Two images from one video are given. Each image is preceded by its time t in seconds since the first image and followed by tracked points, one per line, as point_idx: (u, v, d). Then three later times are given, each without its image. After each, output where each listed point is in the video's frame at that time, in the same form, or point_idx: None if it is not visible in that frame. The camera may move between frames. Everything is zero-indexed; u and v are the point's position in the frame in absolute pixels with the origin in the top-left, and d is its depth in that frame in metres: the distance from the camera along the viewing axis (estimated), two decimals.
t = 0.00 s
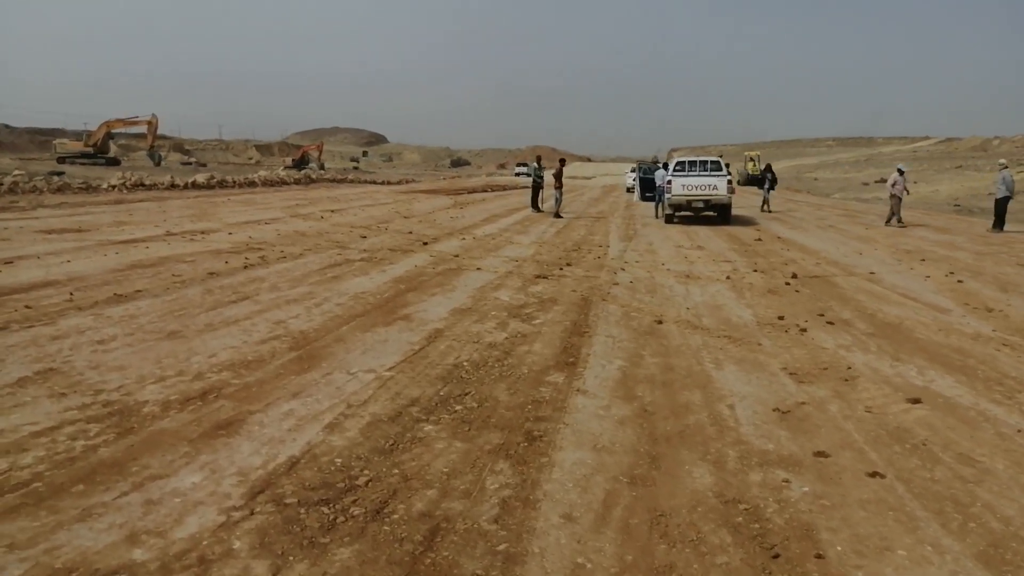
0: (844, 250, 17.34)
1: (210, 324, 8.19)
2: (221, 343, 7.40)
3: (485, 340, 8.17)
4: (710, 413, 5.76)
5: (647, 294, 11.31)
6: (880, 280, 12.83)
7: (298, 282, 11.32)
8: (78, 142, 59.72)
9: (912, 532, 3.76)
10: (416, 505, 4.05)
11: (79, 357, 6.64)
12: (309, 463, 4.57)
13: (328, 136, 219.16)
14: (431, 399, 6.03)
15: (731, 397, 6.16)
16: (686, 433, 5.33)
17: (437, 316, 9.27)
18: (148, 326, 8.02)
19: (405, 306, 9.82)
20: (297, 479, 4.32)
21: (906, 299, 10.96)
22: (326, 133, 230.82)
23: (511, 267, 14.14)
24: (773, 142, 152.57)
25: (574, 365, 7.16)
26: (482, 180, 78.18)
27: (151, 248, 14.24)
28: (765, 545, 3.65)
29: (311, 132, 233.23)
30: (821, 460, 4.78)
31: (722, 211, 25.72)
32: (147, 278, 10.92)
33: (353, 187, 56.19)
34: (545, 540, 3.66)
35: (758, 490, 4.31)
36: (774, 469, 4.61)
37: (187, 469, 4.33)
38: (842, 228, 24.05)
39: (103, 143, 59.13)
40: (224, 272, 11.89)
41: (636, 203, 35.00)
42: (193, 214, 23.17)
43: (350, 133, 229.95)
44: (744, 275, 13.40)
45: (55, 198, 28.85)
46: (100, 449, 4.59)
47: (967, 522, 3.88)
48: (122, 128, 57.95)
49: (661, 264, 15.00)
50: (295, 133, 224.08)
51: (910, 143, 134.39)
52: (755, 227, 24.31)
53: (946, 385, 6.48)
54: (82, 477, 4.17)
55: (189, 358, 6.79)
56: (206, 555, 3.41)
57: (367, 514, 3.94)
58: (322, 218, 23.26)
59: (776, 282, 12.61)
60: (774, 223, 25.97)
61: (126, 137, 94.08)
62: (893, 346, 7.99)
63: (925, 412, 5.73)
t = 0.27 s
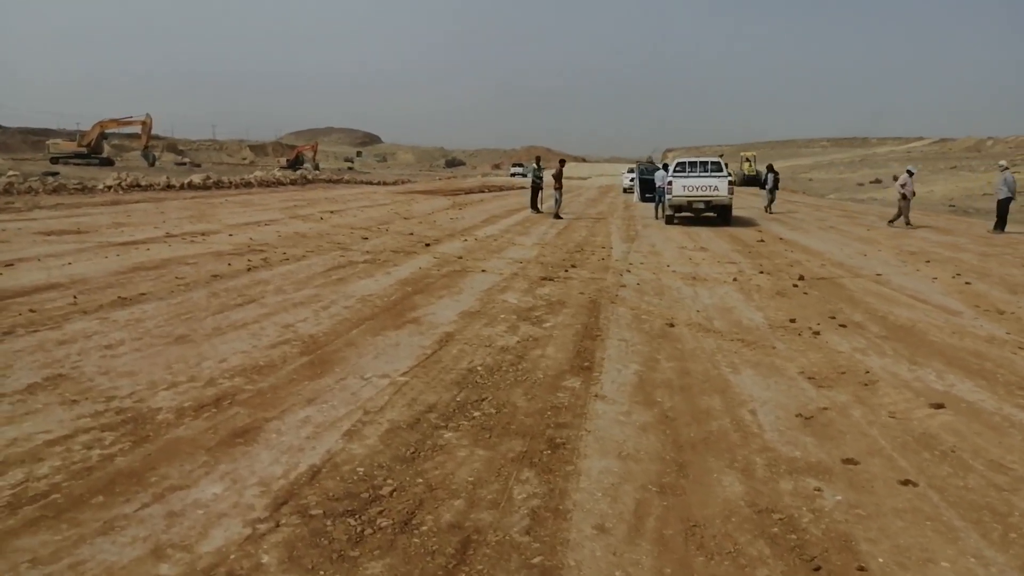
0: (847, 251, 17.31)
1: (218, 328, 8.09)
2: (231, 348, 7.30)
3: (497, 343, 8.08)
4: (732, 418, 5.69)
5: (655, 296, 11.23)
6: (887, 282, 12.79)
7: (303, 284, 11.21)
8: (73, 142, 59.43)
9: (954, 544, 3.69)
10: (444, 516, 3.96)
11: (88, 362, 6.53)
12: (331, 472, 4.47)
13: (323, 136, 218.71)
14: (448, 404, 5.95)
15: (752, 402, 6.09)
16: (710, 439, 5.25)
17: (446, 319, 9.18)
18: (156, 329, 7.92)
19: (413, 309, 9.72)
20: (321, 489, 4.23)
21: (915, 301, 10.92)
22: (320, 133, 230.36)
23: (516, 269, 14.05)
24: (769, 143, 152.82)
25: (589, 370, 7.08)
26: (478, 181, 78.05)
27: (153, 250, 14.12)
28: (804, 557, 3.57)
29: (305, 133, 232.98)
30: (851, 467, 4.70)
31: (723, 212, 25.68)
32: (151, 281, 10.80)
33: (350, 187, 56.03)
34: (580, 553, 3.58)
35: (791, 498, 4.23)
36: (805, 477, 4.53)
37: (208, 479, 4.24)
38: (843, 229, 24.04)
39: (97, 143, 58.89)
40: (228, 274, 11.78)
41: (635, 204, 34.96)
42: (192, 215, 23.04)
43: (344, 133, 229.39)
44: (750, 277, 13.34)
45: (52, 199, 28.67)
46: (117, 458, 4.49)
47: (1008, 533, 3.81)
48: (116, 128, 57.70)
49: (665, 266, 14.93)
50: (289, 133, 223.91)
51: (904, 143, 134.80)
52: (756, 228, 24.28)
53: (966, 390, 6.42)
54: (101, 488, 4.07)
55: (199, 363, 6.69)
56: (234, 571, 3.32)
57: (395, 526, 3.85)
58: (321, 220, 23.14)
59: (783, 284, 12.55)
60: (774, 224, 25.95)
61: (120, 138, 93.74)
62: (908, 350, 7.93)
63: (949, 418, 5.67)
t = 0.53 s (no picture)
0: (854, 251, 17.30)
1: (233, 329, 8.02)
2: (248, 349, 7.23)
3: (514, 344, 8.03)
4: (760, 419, 5.65)
5: (666, 296, 11.19)
6: (897, 282, 12.76)
7: (314, 284, 11.15)
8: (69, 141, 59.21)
9: (1001, 547, 3.65)
10: (483, 519, 3.91)
11: (106, 363, 6.46)
12: (363, 475, 4.42)
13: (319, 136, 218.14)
14: (472, 406, 5.90)
15: (777, 403, 6.05)
16: (740, 440, 5.21)
17: (461, 319, 9.13)
18: (170, 330, 7.85)
19: (426, 310, 9.66)
20: (355, 492, 4.18)
21: (927, 301, 10.90)
22: (317, 133, 230.00)
23: (524, 269, 14.00)
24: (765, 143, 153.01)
25: (610, 371, 7.04)
26: (476, 181, 77.95)
27: (159, 250, 14.04)
28: (852, 561, 3.53)
29: (301, 133, 232.69)
30: (886, 468, 4.66)
31: (726, 212, 25.66)
32: (160, 282, 10.72)
33: (349, 187, 55.92)
34: (625, 557, 3.53)
35: (830, 501, 4.19)
36: (841, 479, 4.49)
37: (240, 482, 4.18)
38: (846, 229, 24.03)
39: (94, 143, 58.70)
40: (237, 275, 11.70)
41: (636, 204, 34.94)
42: (195, 215, 22.95)
43: (341, 133, 229.09)
44: (760, 277, 13.31)
45: (51, 200, 28.52)
46: (146, 461, 4.43)
47: None
48: (113, 128, 57.49)
49: (673, 265, 14.89)
50: (285, 133, 223.59)
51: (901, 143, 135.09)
52: (759, 228, 24.26)
53: (991, 390, 6.39)
54: (132, 492, 4.00)
55: (218, 364, 6.63)
56: None
57: (434, 529, 3.80)
58: (324, 219, 23.07)
59: (794, 284, 12.52)
60: (777, 224, 25.94)
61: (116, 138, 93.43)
62: (928, 350, 7.90)
63: (978, 418, 5.63)
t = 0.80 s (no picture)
0: (853, 252, 17.34)
1: (242, 335, 7.94)
2: (259, 355, 7.16)
3: (525, 348, 7.99)
4: (781, 425, 5.62)
5: (672, 299, 11.18)
6: (900, 284, 12.79)
7: (318, 288, 11.07)
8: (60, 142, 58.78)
9: None
10: (516, 531, 3.86)
11: (118, 371, 6.38)
12: (390, 485, 4.37)
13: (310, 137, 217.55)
14: (490, 413, 5.85)
15: (797, 409, 6.02)
16: (764, 446, 5.18)
17: (469, 324, 9.08)
18: (179, 336, 7.77)
19: (434, 314, 9.61)
20: (384, 503, 4.13)
21: (932, 303, 10.92)
22: (308, 134, 229.23)
23: (527, 271, 13.96)
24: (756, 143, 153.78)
25: (626, 376, 6.99)
26: (468, 181, 77.88)
27: (158, 254, 13.93)
28: (892, 572, 3.50)
29: (292, 133, 231.99)
30: (914, 476, 4.64)
31: (723, 213, 25.69)
32: (163, 286, 10.62)
33: (342, 188, 55.74)
34: (664, 570, 3.50)
35: (863, 509, 4.16)
36: (870, 486, 4.47)
37: (267, 494, 4.12)
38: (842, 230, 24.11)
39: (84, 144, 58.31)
40: (240, 278, 11.61)
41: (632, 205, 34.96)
42: (191, 217, 22.82)
43: (332, 133, 228.45)
44: (763, 279, 13.32)
45: (44, 202, 28.30)
46: (169, 473, 4.36)
47: None
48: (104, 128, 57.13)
49: (675, 267, 14.88)
50: (276, 133, 222.94)
51: (891, 143, 135.86)
52: (756, 229, 24.30)
53: (1008, 394, 6.39)
54: (159, 505, 3.93)
55: (231, 371, 6.56)
56: None
57: (468, 542, 3.75)
58: (321, 221, 22.98)
59: (797, 286, 12.53)
60: (774, 225, 26.00)
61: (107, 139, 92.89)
62: (939, 353, 7.90)
63: (999, 423, 5.63)
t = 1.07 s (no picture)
0: (850, 252, 17.38)
1: (246, 337, 7.84)
2: (265, 358, 7.07)
3: (532, 350, 7.93)
4: (797, 427, 5.59)
5: (674, 299, 11.14)
6: (899, 283, 12.81)
7: (318, 289, 10.98)
8: (47, 141, 58.20)
9: None
10: (542, 538, 3.80)
11: (123, 375, 6.28)
12: (410, 491, 4.30)
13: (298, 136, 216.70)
14: (504, 416, 5.79)
15: (811, 410, 5.99)
16: (782, 449, 5.15)
17: (473, 325, 9.01)
18: (182, 339, 7.66)
19: (437, 315, 9.53)
20: (406, 509, 4.06)
21: (933, 303, 10.94)
22: (296, 133, 228.23)
23: (526, 272, 13.89)
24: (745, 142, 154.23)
25: (636, 378, 6.95)
26: (459, 181, 77.76)
27: (154, 254, 13.78)
28: None
29: (280, 132, 230.96)
30: (936, 478, 4.61)
31: (717, 213, 25.71)
32: (161, 287, 10.50)
33: (333, 188, 55.47)
34: None
35: (889, 512, 4.12)
36: (893, 489, 4.44)
37: (286, 501, 4.04)
38: (836, 229, 24.17)
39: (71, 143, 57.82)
40: (238, 279, 11.49)
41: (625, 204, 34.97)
42: (183, 217, 22.64)
43: (320, 133, 227.65)
44: (763, 278, 13.31)
45: (33, 202, 28.01)
46: (184, 479, 4.28)
47: None
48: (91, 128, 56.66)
49: (674, 267, 14.86)
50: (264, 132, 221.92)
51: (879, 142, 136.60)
52: (750, 228, 24.34)
53: (1020, 394, 6.38)
54: (177, 513, 3.85)
55: (238, 374, 6.46)
56: None
57: (495, 549, 3.69)
58: (316, 221, 22.84)
59: (797, 286, 12.53)
60: (768, 225, 26.05)
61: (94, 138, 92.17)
62: (946, 353, 7.90)
63: (1014, 423, 5.62)
